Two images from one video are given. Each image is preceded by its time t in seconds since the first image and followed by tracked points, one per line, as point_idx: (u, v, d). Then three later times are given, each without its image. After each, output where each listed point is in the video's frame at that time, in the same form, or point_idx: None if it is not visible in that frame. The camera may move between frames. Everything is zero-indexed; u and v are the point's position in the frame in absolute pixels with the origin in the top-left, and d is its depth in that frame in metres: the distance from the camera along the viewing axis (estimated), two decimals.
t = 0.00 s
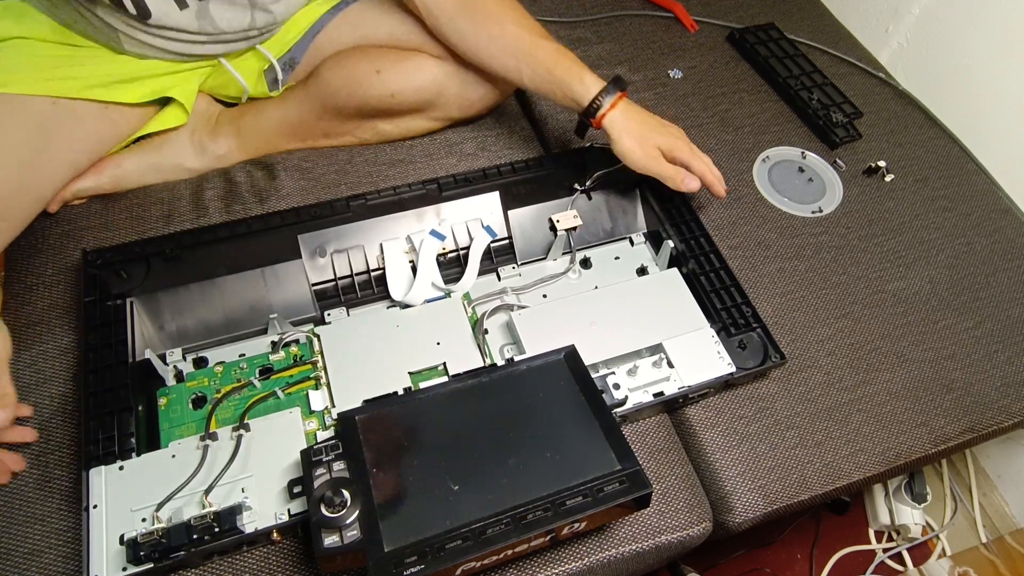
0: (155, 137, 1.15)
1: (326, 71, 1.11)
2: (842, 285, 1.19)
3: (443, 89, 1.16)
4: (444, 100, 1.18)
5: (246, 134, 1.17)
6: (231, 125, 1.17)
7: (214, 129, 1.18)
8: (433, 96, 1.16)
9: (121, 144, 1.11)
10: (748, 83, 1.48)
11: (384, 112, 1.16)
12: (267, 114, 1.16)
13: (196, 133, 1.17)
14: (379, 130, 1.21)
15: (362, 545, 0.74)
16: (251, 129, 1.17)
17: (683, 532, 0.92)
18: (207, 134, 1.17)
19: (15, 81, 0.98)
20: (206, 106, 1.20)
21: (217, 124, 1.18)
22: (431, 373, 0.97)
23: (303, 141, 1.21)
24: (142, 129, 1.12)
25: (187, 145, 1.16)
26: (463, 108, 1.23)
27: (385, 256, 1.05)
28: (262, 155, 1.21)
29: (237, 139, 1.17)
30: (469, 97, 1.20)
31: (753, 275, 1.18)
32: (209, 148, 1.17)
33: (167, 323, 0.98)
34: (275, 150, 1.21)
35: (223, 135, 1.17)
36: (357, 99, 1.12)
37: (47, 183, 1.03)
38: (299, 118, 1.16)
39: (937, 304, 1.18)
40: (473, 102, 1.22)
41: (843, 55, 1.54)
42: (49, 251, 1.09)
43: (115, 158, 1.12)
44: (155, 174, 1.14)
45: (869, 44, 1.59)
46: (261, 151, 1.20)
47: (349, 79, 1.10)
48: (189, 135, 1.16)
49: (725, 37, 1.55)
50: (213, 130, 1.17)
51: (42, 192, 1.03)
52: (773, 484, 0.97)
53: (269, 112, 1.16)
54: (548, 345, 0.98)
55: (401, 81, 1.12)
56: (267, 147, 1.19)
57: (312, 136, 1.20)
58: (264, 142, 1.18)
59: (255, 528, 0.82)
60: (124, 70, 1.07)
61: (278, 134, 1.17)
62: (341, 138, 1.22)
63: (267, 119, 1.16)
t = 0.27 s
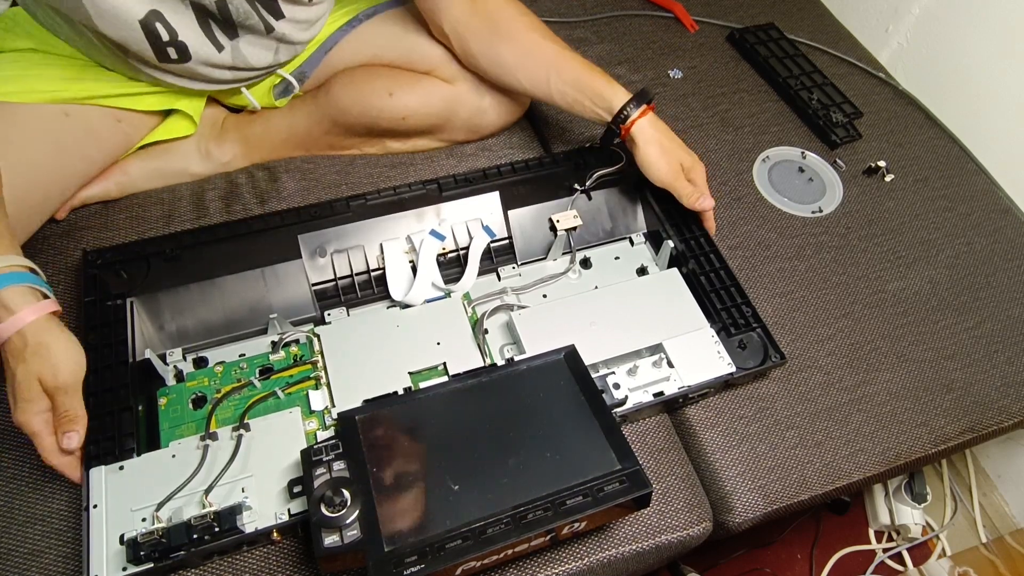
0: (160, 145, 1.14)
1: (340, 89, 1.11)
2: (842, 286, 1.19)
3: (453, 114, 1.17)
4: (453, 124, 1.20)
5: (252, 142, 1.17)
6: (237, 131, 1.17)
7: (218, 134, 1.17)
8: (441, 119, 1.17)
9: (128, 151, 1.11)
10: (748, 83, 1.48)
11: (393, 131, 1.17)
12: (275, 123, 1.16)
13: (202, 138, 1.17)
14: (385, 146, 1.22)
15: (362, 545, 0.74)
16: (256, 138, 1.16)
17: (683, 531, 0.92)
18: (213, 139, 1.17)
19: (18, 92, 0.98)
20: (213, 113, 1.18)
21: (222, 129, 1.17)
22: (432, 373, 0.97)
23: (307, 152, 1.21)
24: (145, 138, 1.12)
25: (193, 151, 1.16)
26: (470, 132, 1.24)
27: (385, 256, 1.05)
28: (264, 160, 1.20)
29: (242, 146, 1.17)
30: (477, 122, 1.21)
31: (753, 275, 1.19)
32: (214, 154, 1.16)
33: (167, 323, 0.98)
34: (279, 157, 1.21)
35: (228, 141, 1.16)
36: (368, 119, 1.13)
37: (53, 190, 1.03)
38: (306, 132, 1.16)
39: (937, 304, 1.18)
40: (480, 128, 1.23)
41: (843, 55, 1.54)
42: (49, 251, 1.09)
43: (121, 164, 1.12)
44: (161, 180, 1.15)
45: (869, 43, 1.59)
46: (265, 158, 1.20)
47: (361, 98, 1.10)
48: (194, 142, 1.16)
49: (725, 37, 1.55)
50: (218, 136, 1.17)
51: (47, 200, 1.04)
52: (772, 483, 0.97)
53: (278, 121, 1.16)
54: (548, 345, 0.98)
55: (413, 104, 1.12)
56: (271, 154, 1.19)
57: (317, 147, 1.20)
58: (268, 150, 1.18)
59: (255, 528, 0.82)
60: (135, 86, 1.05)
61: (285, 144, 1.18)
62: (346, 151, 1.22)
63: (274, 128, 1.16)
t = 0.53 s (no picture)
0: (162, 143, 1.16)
1: (342, 89, 1.12)
2: (842, 286, 1.19)
3: (455, 114, 1.17)
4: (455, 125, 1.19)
5: (253, 143, 1.17)
6: (239, 131, 1.17)
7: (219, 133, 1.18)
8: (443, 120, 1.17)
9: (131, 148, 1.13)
10: (748, 83, 1.48)
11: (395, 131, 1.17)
12: (276, 123, 1.16)
13: (204, 137, 1.17)
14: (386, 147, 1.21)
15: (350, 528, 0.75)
16: (258, 137, 1.16)
17: (683, 531, 0.92)
18: (214, 140, 1.17)
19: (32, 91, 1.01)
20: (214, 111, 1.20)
21: (224, 130, 1.18)
22: (420, 354, 0.98)
23: (308, 153, 1.20)
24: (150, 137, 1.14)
25: (194, 150, 1.16)
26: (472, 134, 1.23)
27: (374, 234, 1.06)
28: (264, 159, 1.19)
29: (244, 147, 1.17)
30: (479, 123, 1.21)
31: (753, 276, 1.19)
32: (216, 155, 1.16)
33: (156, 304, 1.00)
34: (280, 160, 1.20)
35: (230, 142, 1.17)
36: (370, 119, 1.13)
37: (58, 189, 1.04)
38: (307, 132, 1.16)
39: (937, 304, 1.18)
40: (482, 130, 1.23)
41: (843, 55, 1.55)
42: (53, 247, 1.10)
43: (124, 164, 1.13)
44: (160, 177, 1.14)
45: (869, 44, 1.60)
46: (266, 159, 1.19)
47: (363, 98, 1.11)
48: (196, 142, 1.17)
49: (726, 37, 1.56)
50: (221, 136, 1.17)
51: (55, 199, 1.05)
52: (772, 484, 0.97)
53: (280, 121, 1.16)
54: (534, 326, 0.99)
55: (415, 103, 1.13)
56: (272, 155, 1.19)
57: (319, 148, 1.20)
58: (270, 151, 1.18)
59: (244, 508, 0.83)
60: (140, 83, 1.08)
61: (286, 145, 1.18)
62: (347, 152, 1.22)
63: (275, 128, 1.16)
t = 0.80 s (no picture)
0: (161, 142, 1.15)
1: (341, 86, 1.12)
2: (842, 285, 1.19)
3: (452, 109, 1.17)
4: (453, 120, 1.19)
5: (253, 140, 1.17)
6: (238, 129, 1.17)
7: (219, 131, 1.18)
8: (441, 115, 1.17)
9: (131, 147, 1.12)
10: (747, 83, 1.48)
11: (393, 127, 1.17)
12: (276, 120, 1.17)
13: (204, 135, 1.17)
14: (385, 143, 1.21)
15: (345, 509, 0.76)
16: (257, 135, 1.17)
17: (683, 532, 0.92)
18: (213, 138, 1.18)
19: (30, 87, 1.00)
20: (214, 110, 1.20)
21: (223, 129, 1.18)
22: (413, 346, 0.98)
23: (308, 150, 1.21)
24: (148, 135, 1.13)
25: (194, 148, 1.17)
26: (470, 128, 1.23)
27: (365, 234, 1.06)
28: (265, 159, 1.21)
29: (243, 144, 1.18)
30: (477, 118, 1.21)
31: (753, 276, 1.19)
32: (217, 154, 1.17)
33: (153, 302, 0.99)
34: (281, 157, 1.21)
35: (229, 140, 1.17)
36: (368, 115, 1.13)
37: (57, 188, 1.04)
38: (306, 129, 1.16)
39: (937, 304, 1.18)
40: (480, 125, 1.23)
41: (843, 56, 1.55)
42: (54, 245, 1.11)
43: (124, 163, 1.13)
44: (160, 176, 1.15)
45: (869, 44, 1.60)
46: (266, 157, 1.20)
47: (361, 94, 1.11)
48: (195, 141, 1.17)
49: (725, 37, 1.57)
50: (220, 134, 1.18)
51: (54, 196, 1.05)
52: (773, 484, 0.97)
53: (279, 119, 1.16)
54: (524, 316, 0.99)
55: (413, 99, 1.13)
56: (272, 152, 1.20)
57: (318, 145, 1.20)
58: (269, 148, 1.19)
59: (241, 495, 0.83)
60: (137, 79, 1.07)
61: (286, 142, 1.18)
62: (346, 149, 1.22)
63: (275, 125, 1.17)
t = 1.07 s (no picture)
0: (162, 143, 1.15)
1: (338, 85, 1.13)
2: (842, 285, 1.18)
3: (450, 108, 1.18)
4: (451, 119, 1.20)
5: (252, 141, 1.17)
6: (237, 129, 1.17)
7: (218, 132, 1.18)
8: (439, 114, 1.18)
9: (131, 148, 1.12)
10: (747, 83, 1.48)
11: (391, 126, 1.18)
12: (275, 121, 1.17)
13: (204, 137, 1.17)
14: (384, 143, 1.22)
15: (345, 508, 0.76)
16: (256, 135, 1.17)
17: (683, 532, 0.92)
18: (213, 139, 1.17)
19: (28, 89, 0.99)
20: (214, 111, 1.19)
21: (222, 130, 1.18)
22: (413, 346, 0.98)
23: (307, 150, 1.21)
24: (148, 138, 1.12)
25: (193, 149, 1.16)
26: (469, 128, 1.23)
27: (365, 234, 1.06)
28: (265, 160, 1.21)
29: (243, 145, 1.18)
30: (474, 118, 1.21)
31: (753, 276, 1.19)
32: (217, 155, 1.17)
33: (154, 303, 1.00)
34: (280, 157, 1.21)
35: (229, 140, 1.17)
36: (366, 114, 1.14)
37: (57, 189, 1.04)
38: (305, 129, 1.17)
39: (937, 304, 1.18)
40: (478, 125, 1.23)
41: (843, 56, 1.55)
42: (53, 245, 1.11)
43: (124, 163, 1.13)
44: (160, 177, 1.15)
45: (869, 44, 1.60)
46: (266, 157, 1.20)
47: (358, 93, 1.12)
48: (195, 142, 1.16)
49: (725, 37, 1.57)
50: (219, 135, 1.17)
51: (54, 196, 1.05)
52: (773, 484, 0.97)
53: (278, 119, 1.17)
54: (524, 316, 0.99)
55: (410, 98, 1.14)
56: (271, 153, 1.20)
57: (317, 145, 1.20)
58: (269, 148, 1.19)
59: (241, 495, 0.83)
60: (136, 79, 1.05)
61: (285, 142, 1.18)
62: (345, 148, 1.22)
63: (274, 125, 1.17)
